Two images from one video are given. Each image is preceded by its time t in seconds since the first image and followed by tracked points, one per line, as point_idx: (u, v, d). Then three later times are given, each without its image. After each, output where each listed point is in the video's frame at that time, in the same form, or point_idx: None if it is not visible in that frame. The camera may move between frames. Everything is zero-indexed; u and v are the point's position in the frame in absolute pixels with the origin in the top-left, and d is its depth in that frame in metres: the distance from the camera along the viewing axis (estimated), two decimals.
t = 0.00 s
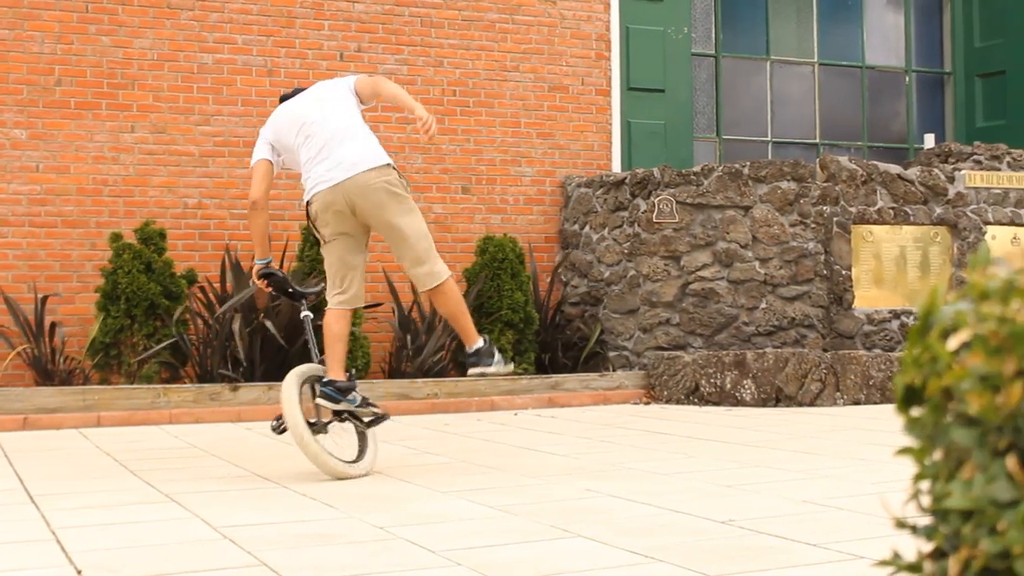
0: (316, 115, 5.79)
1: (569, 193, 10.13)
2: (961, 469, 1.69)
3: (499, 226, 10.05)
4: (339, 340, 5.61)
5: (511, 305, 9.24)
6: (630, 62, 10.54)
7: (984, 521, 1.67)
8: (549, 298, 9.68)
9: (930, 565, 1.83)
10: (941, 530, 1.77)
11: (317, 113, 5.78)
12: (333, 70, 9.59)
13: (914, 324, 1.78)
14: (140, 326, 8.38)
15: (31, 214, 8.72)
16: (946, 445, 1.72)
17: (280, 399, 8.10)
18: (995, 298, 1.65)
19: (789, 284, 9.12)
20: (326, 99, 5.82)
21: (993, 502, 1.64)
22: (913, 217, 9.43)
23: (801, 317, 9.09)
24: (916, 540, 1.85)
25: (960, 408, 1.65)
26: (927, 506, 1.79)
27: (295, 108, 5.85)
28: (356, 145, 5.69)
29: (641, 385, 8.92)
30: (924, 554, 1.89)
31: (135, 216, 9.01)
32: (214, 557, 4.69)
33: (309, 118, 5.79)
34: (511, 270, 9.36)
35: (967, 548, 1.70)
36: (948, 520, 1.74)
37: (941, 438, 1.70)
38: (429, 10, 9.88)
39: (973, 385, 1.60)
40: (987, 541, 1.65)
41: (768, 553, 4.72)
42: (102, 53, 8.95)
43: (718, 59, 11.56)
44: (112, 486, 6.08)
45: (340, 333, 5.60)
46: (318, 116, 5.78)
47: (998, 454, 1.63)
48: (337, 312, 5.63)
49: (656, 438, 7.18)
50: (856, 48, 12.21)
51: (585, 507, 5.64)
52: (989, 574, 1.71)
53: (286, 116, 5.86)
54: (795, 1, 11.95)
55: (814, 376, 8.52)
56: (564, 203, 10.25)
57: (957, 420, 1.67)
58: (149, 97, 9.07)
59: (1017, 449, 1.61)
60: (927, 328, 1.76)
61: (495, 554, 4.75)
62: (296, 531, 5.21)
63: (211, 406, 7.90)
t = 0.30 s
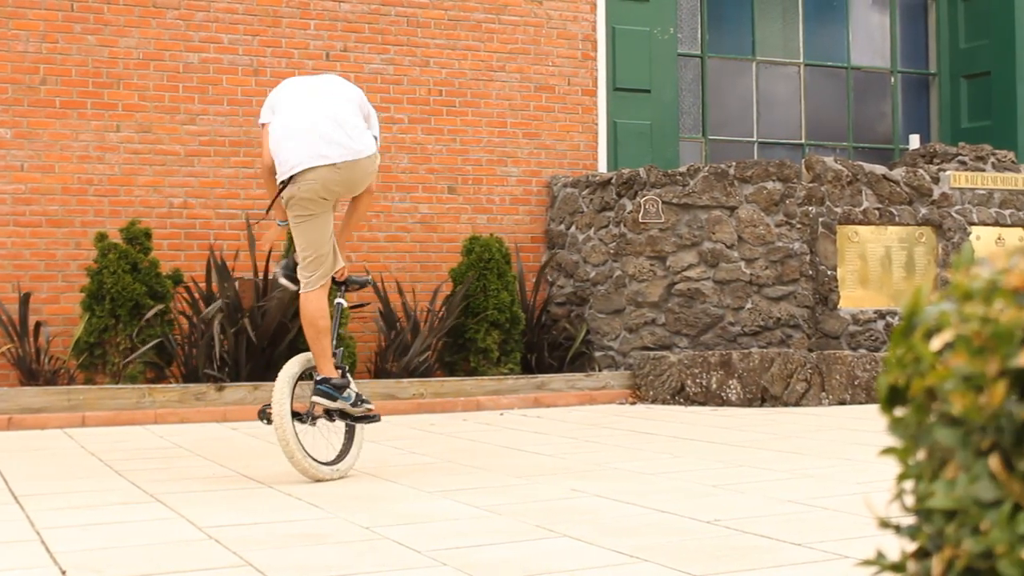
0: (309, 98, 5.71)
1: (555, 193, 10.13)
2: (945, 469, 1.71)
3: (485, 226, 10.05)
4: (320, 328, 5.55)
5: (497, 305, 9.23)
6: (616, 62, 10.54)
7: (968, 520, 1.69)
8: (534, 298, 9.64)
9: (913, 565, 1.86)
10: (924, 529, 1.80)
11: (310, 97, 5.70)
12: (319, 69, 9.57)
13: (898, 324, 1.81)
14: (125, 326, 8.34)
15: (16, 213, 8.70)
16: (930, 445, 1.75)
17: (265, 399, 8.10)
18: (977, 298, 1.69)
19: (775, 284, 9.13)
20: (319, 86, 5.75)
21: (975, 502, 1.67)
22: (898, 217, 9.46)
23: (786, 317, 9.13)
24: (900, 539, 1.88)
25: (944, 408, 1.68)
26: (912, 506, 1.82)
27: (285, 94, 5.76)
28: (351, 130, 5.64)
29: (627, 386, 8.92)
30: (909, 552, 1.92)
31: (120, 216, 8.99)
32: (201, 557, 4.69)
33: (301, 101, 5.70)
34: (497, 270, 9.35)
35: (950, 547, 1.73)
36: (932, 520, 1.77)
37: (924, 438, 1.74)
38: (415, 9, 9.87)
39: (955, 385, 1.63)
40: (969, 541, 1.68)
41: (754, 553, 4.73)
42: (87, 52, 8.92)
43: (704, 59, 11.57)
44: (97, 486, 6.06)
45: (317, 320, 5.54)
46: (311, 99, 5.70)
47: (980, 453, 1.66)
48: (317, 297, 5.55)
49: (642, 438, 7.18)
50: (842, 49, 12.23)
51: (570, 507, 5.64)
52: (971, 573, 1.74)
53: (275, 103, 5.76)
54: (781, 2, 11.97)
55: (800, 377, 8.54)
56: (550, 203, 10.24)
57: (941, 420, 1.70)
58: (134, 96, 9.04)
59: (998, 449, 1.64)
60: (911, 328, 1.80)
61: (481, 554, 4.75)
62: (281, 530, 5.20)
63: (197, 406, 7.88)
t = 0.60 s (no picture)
0: (293, 114, 5.69)
1: (542, 193, 10.13)
2: (929, 470, 1.81)
3: (472, 226, 10.04)
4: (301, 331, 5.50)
5: (484, 305, 9.23)
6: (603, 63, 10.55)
7: (952, 520, 1.78)
8: (521, 298, 9.61)
9: (898, 564, 1.95)
10: (909, 529, 1.89)
11: (294, 113, 5.69)
12: (305, 69, 9.56)
13: (884, 325, 1.91)
14: (110, 326, 8.33)
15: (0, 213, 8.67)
16: (915, 445, 1.84)
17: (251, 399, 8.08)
18: (962, 301, 1.79)
19: (761, 284, 9.15)
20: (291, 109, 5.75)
21: (959, 501, 1.76)
22: (884, 218, 9.48)
23: (772, 317, 9.14)
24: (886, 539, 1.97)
25: (928, 409, 1.78)
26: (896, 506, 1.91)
27: (259, 114, 5.66)
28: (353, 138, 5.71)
29: (614, 386, 8.93)
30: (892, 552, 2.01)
31: (106, 215, 8.97)
32: (187, 557, 4.68)
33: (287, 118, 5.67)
34: (484, 270, 9.36)
35: (935, 547, 1.82)
36: (917, 520, 1.86)
37: (909, 438, 1.83)
38: (402, 9, 9.87)
39: (940, 385, 1.73)
40: (954, 540, 1.77)
41: (740, 553, 4.74)
42: (72, 51, 8.89)
43: (691, 60, 11.58)
44: (83, 486, 6.05)
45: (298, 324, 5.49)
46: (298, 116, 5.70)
47: (963, 454, 1.76)
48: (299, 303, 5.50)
49: (628, 437, 7.19)
50: (828, 50, 12.26)
51: (556, 507, 5.65)
52: (954, 572, 1.83)
53: (250, 125, 5.62)
54: (768, 3, 11.99)
55: (786, 377, 8.55)
56: (537, 203, 10.25)
57: (925, 421, 1.80)
58: (120, 95, 9.02)
59: (981, 448, 1.73)
60: (896, 328, 1.89)
61: (467, 554, 4.75)
62: (268, 530, 5.20)
63: (183, 406, 7.87)
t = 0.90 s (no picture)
0: (274, 77, 5.59)
1: (529, 193, 10.13)
2: (913, 470, 1.81)
3: (459, 226, 10.04)
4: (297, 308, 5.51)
5: (471, 305, 9.20)
6: (591, 63, 10.55)
7: (936, 521, 1.77)
8: (509, 297, 9.59)
9: (881, 565, 1.95)
10: (894, 530, 1.88)
11: (273, 74, 5.60)
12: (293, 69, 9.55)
13: (867, 326, 1.92)
14: (97, 326, 8.31)
15: None
16: (900, 445, 1.84)
17: (239, 399, 8.07)
18: (947, 302, 1.79)
19: (748, 285, 9.17)
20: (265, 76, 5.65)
21: (943, 501, 1.75)
22: (870, 219, 9.51)
23: (759, 317, 9.15)
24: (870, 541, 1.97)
25: (912, 408, 1.78)
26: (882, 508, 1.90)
27: (240, 78, 5.57)
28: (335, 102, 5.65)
29: (601, 386, 8.93)
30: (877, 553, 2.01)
31: (93, 215, 8.94)
32: (174, 557, 4.67)
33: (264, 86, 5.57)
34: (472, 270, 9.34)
35: (918, 548, 1.81)
36: (902, 520, 1.86)
37: (893, 437, 1.83)
38: (390, 9, 9.86)
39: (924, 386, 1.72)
40: (938, 540, 1.76)
41: (726, 553, 4.74)
42: (58, 50, 8.87)
43: (678, 60, 11.59)
44: (69, 487, 6.04)
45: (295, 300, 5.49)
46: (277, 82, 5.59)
47: (948, 454, 1.75)
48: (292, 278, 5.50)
49: (614, 438, 7.20)
50: (815, 51, 12.28)
51: (543, 507, 5.65)
52: (938, 572, 1.82)
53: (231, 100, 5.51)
54: (755, 4, 12.01)
55: (773, 377, 8.56)
56: (524, 203, 10.24)
57: (910, 420, 1.79)
58: (107, 95, 8.99)
59: (965, 448, 1.72)
60: (880, 328, 1.90)
61: (454, 554, 4.75)
62: (255, 531, 5.19)
63: (169, 406, 7.85)
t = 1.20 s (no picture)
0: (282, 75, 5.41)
1: (514, 194, 10.13)
2: (895, 470, 1.85)
3: (444, 226, 10.03)
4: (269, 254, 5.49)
5: (456, 305, 9.23)
6: (576, 63, 10.56)
7: (918, 521, 1.81)
8: (493, 298, 9.61)
9: (865, 565, 2.00)
10: (877, 529, 1.94)
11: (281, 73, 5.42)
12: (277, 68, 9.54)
13: (850, 326, 1.97)
14: (80, 325, 8.29)
15: None
16: (883, 444, 1.88)
17: (223, 399, 8.05)
18: (930, 301, 1.84)
19: (733, 285, 9.16)
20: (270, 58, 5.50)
21: (925, 501, 1.78)
22: (854, 220, 9.54)
23: (744, 318, 9.13)
24: (853, 540, 2.02)
25: (895, 409, 1.83)
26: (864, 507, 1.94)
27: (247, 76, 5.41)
28: (334, 106, 5.50)
29: (586, 386, 8.93)
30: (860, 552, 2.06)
31: (76, 214, 8.92)
32: (159, 557, 4.67)
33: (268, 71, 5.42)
34: (456, 270, 9.35)
35: (901, 547, 1.85)
36: (884, 519, 1.90)
37: (876, 437, 1.88)
38: (374, 9, 9.85)
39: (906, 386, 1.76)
40: (920, 540, 1.79)
41: (710, 553, 4.74)
42: (41, 49, 8.84)
43: (663, 61, 11.60)
44: (52, 487, 6.02)
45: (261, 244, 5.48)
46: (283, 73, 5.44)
47: (929, 454, 1.79)
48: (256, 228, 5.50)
49: (598, 438, 7.21)
50: (799, 52, 12.31)
51: (527, 507, 5.65)
52: (920, 571, 1.86)
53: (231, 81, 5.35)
54: (740, 5, 12.03)
55: (757, 377, 8.58)
56: (509, 203, 10.24)
57: (892, 420, 1.84)
58: (91, 94, 8.97)
59: (945, 448, 1.76)
60: (863, 328, 1.95)
61: (439, 554, 4.75)
62: (240, 531, 5.19)
63: (153, 406, 7.84)
